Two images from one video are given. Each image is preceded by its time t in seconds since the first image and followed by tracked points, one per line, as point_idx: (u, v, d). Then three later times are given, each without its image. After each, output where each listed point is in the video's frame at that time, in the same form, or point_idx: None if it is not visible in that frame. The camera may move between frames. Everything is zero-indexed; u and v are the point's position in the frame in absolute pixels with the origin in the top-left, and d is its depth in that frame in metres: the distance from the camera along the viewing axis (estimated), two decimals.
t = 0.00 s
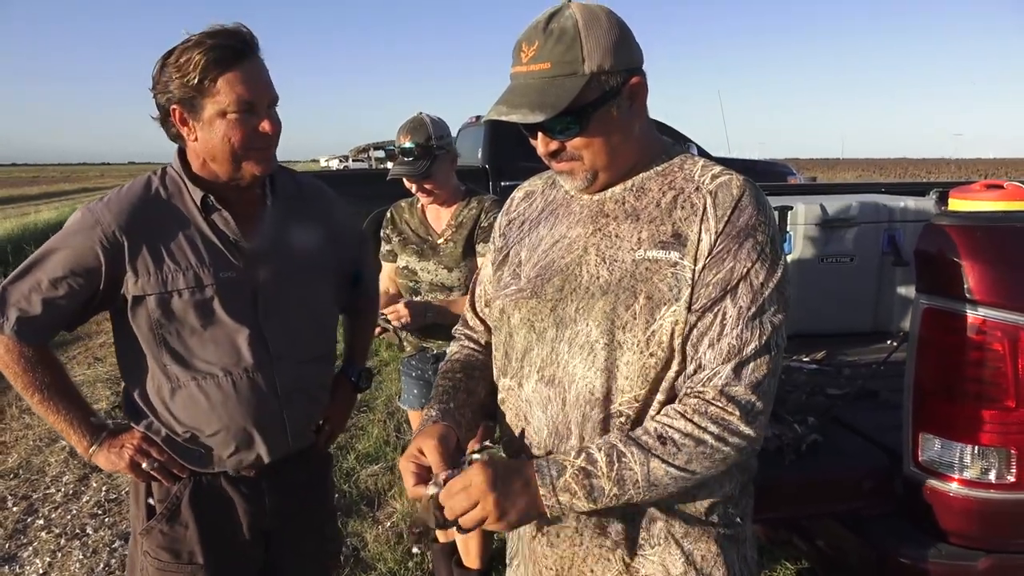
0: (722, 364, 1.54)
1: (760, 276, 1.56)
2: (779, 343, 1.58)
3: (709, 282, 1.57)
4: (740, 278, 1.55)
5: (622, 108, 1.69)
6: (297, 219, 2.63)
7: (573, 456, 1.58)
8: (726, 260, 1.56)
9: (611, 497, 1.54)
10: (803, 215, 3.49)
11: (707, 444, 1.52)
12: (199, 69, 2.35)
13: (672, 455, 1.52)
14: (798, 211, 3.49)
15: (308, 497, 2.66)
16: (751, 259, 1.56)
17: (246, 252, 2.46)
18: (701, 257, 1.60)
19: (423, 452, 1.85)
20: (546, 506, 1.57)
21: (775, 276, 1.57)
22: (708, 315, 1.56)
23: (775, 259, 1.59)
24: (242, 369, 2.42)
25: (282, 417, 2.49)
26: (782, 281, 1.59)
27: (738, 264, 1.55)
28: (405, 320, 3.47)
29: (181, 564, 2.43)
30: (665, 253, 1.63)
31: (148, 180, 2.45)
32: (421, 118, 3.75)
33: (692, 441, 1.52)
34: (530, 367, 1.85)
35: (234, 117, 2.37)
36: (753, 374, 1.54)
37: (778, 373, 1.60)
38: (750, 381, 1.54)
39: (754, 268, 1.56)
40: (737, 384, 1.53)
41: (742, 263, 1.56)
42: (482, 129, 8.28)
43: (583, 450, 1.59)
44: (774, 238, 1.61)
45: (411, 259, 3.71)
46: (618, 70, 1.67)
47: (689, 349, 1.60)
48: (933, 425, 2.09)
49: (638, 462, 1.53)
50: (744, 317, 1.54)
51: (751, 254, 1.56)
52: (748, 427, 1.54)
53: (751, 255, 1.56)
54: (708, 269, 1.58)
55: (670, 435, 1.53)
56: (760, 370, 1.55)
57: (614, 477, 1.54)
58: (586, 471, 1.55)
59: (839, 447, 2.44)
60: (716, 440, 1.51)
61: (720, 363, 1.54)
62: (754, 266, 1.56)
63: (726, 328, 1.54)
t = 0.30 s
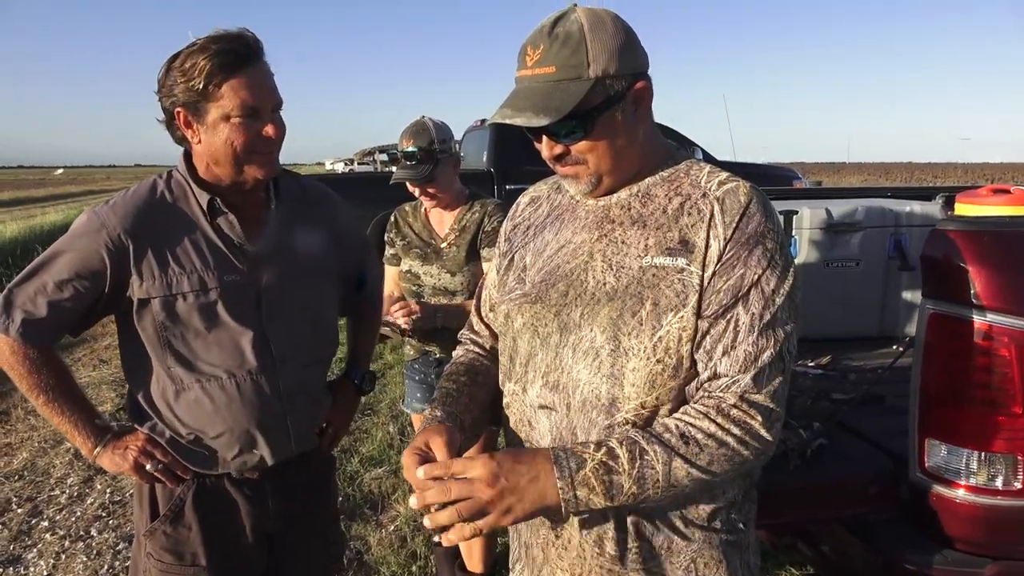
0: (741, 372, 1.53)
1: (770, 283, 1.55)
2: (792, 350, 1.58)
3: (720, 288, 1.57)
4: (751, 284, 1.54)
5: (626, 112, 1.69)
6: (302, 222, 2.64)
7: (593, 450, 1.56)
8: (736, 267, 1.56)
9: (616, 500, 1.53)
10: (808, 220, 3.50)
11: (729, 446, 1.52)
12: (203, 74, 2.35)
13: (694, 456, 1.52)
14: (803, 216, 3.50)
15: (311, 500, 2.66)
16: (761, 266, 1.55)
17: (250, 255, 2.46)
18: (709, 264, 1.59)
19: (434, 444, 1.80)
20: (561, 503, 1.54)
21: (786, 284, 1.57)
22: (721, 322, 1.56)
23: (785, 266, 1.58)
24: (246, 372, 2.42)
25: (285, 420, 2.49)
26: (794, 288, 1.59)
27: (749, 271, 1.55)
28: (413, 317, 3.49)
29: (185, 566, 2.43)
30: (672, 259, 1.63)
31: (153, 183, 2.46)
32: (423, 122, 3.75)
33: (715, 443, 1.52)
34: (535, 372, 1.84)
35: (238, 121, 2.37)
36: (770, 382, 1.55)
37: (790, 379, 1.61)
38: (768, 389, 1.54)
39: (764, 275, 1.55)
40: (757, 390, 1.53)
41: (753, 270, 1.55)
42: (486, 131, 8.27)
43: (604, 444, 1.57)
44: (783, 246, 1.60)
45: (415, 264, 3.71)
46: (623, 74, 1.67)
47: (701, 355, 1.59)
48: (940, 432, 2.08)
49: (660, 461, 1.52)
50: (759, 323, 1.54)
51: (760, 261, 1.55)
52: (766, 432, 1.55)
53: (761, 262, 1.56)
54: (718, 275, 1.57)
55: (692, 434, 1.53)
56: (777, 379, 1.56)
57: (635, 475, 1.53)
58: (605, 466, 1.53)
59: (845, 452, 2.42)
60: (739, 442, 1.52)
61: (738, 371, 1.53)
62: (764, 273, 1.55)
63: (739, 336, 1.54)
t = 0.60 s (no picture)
0: (737, 378, 1.53)
1: (769, 288, 1.55)
2: (790, 356, 1.58)
3: (718, 293, 1.57)
4: (749, 290, 1.55)
5: (630, 117, 1.70)
6: (309, 225, 2.65)
7: (586, 459, 1.56)
8: (734, 272, 1.56)
9: (619, 504, 1.54)
10: (813, 225, 3.50)
11: (722, 454, 1.51)
12: (202, 86, 2.36)
13: (687, 464, 1.52)
14: (808, 222, 3.49)
15: (316, 503, 2.67)
16: (760, 271, 1.56)
17: (256, 258, 2.48)
18: (708, 269, 1.60)
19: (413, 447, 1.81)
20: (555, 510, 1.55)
21: (785, 289, 1.57)
22: (718, 327, 1.56)
23: (785, 272, 1.58)
24: (251, 374, 2.43)
25: (290, 423, 2.50)
26: (792, 294, 1.59)
27: (747, 276, 1.55)
28: (417, 317, 3.50)
29: (189, 567, 2.44)
30: (673, 264, 1.64)
31: (162, 185, 2.48)
32: (427, 126, 3.77)
33: (708, 451, 1.51)
34: (537, 376, 1.85)
35: (231, 136, 2.39)
36: (767, 389, 1.54)
37: (789, 387, 1.60)
38: (765, 395, 1.53)
39: (763, 281, 1.55)
40: (751, 397, 1.53)
41: (751, 276, 1.55)
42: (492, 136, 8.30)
43: (596, 453, 1.57)
44: (783, 251, 1.61)
45: (418, 267, 3.72)
46: (628, 79, 1.68)
47: (700, 360, 1.60)
48: (944, 439, 2.08)
49: (653, 471, 1.52)
50: (756, 329, 1.54)
51: (759, 266, 1.56)
52: (761, 439, 1.55)
53: (760, 267, 1.56)
54: (716, 281, 1.58)
55: (685, 442, 1.53)
56: (773, 386, 1.55)
57: (626, 485, 1.53)
58: (597, 477, 1.54)
59: (849, 458, 2.42)
60: (732, 450, 1.51)
61: (733, 377, 1.53)
62: (763, 279, 1.55)
63: (737, 341, 1.54)
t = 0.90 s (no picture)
0: (740, 385, 1.53)
1: (772, 294, 1.55)
2: (792, 363, 1.58)
3: (721, 299, 1.57)
4: (751, 295, 1.55)
5: (636, 118, 1.71)
6: (315, 229, 2.66)
7: (590, 465, 1.58)
8: (737, 278, 1.56)
9: (621, 507, 1.54)
10: (816, 231, 3.50)
11: (724, 462, 1.52)
12: (204, 88, 2.38)
13: (688, 471, 1.52)
14: (812, 227, 3.50)
15: (319, 506, 2.68)
16: (763, 277, 1.56)
17: (262, 260, 2.49)
18: (711, 274, 1.60)
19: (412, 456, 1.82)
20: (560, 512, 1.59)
21: (787, 294, 1.56)
22: (721, 333, 1.56)
23: (788, 277, 1.58)
24: (256, 377, 2.44)
25: (293, 426, 2.51)
26: (795, 299, 1.59)
27: (750, 282, 1.55)
28: (422, 322, 3.52)
29: (192, 568, 2.45)
30: (676, 269, 1.65)
31: (169, 188, 2.49)
32: (430, 130, 3.78)
33: (710, 459, 1.51)
34: (539, 380, 1.85)
35: (233, 136, 2.40)
36: (769, 397, 1.54)
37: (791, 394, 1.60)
38: (766, 404, 1.53)
39: (766, 286, 1.55)
40: (754, 405, 1.53)
41: (754, 281, 1.55)
42: (497, 140, 8.33)
43: (599, 458, 1.59)
44: (786, 256, 1.61)
45: (420, 270, 3.73)
46: (635, 81, 1.68)
47: (702, 366, 1.59)
48: (946, 445, 2.08)
49: (655, 478, 1.53)
50: (759, 335, 1.53)
51: (762, 272, 1.56)
52: (763, 446, 1.54)
53: (763, 273, 1.56)
54: (719, 286, 1.58)
55: (688, 451, 1.53)
56: (776, 394, 1.55)
57: (630, 490, 1.54)
58: (601, 482, 1.56)
59: (851, 463, 2.43)
60: (733, 458, 1.51)
61: (737, 384, 1.53)
62: (766, 284, 1.55)
63: (739, 347, 1.54)
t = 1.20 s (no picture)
0: (745, 387, 1.54)
1: (776, 296, 1.56)
2: (797, 364, 1.58)
3: (726, 301, 1.58)
4: (756, 298, 1.56)
5: (636, 124, 1.72)
6: (322, 231, 2.68)
7: (594, 470, 1.59)
8: (742, 281, 1.57)
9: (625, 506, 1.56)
10: (818, 235, 3.52)
11: (728, 463, 1.53)
12: (211, 84, 2.40)
13: (692, 474, 1.54)
14: (814, 231, 3.52)
15: (324, 508, 2.69)
16: (767, 279, 1.56)
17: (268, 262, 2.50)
18: (716, 276, 1.61)
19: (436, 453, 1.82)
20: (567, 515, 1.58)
21: (791, 297, 1.57)
22: (726, 335, 1.57)
23: (791, 279, 1.59)
24: (261, 378, 2.45)
25: (299, 427, 2.52)
26: (799, 302, 1.60)
27: (755, 284, 1.56)
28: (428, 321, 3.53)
29: (196, 568, 2.46)
30: (680, 271, 1.65)
31: (176, 189, 2.51)
32: (433, 132, 3.80)
33: (713, 462, 1.53)
34: (543, 381, 1.87)
35: (239, 132, 2.41)
36: (773, 398, 1.54)
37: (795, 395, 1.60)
38: (771, 404, 1.54)
39: (770, 288, 1.56)
40: (759, 407, 1.53)
41: (758, 284, 1.56)
42: (500, 142, 8.35)
43: (604, 464, 1.59)
44: (789, 258, 1.62)
45: (422, 271, 3.73)
46: (633, 87, 1.69)
47: (708, 368, 1.60)
48: (947, 449, 2.09)
49: (660, 480, 1.54)
50: (765, 337, 1.54)
51: (766, 274, 1.57)
52: (766, 447, 1.54)
53: (767, 274, 1.57)
54: (725, 288, 1.59)
55: (691, 454, 1.54)
56: (781, 394, 1.55)
57: (636, 492, 1.55)
58: (606, 487, 1.57)
59: (853, 467, 2.43)
60: (737, 460, 1.52)
61: (741, 386, 1.54)
62: (770, 286, 1.56)
63: (745, 348, 1.55)
